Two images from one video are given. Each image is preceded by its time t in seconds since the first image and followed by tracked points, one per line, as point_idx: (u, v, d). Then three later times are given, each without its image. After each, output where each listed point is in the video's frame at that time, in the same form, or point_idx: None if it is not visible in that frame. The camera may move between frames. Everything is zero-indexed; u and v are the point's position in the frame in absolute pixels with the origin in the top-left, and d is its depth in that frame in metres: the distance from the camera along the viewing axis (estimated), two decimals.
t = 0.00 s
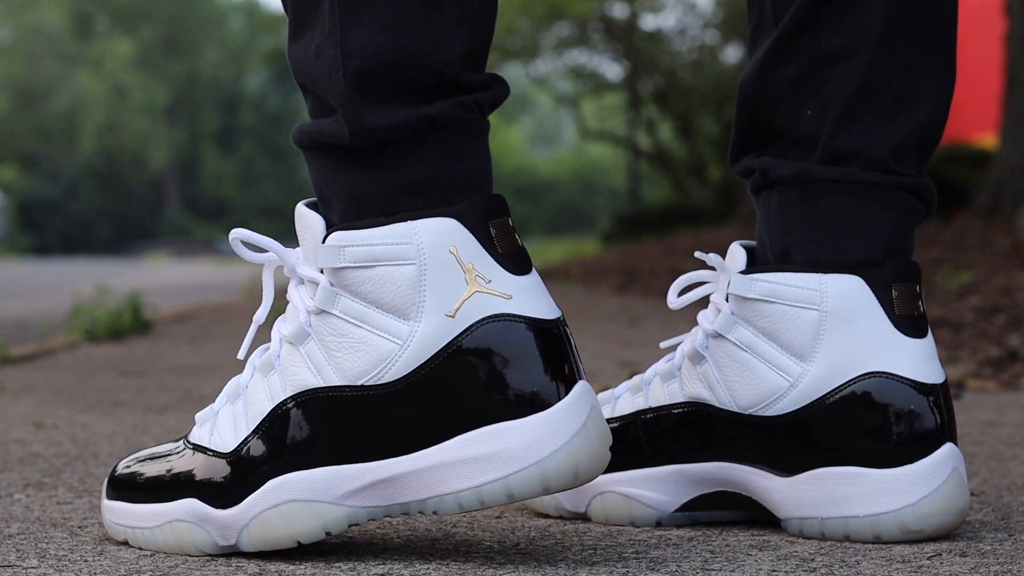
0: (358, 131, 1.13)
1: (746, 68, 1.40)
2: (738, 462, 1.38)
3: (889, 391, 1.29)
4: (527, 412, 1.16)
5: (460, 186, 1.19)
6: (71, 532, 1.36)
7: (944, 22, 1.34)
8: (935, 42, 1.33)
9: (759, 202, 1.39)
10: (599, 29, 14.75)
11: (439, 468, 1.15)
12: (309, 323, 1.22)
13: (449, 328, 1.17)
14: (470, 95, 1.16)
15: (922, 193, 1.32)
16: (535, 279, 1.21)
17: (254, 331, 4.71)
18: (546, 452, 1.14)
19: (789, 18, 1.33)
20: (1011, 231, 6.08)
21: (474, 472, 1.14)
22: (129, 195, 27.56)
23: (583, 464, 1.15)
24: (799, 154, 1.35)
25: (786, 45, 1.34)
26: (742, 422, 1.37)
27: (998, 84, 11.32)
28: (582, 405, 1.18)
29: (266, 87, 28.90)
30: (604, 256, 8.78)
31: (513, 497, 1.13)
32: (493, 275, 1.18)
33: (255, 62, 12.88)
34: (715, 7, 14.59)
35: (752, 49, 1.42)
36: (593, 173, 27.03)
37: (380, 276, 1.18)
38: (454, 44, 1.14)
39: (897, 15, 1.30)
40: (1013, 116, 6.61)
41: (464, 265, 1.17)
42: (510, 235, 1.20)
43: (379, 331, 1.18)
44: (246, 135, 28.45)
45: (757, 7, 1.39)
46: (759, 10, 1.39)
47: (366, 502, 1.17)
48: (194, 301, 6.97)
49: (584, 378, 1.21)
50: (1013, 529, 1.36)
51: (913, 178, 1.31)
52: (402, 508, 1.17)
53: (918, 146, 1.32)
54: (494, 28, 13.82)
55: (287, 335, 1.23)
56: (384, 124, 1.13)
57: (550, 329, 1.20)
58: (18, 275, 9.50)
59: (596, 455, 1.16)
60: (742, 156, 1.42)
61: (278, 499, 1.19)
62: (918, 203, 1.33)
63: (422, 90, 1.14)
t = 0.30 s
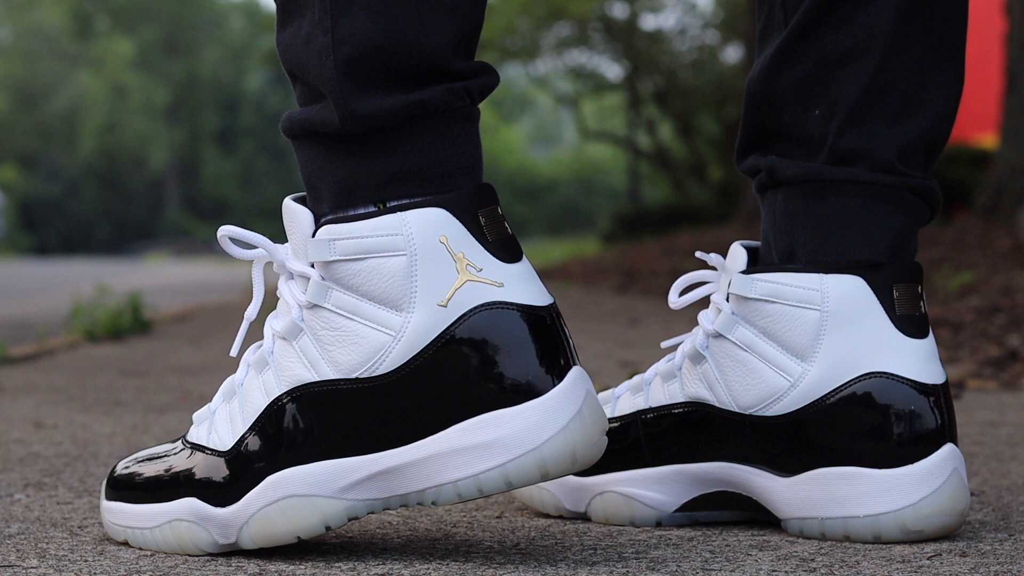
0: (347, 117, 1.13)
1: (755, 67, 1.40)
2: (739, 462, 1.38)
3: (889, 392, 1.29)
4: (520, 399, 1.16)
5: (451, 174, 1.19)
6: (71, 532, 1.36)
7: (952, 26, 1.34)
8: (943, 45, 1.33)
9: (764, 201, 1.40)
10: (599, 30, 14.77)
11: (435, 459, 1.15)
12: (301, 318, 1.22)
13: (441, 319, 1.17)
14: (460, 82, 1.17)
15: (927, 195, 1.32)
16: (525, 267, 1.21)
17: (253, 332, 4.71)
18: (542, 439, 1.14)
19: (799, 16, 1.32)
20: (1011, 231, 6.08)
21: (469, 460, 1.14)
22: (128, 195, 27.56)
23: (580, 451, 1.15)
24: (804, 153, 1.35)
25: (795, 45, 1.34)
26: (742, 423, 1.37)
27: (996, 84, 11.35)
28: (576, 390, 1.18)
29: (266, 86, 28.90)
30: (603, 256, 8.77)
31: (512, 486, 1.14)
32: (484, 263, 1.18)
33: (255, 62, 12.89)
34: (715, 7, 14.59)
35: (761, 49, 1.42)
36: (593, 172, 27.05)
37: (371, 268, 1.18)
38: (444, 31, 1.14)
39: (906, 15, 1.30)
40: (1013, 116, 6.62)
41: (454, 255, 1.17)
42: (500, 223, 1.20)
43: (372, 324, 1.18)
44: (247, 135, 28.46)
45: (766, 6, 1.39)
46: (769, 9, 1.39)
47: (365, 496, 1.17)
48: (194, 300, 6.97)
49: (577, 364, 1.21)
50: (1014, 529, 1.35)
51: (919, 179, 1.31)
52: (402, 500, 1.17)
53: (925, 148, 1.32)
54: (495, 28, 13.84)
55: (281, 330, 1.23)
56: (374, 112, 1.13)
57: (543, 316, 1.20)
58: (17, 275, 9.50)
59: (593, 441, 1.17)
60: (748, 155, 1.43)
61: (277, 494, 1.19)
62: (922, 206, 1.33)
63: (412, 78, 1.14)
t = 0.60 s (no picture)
0: (340, 106, 1.13)
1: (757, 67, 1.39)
2: (739, 461, 1.38)
3: (889, 391, 1.29)
4: (512, 394, 1.16)
5: (444, 168, 1.19)
6: (70, 532, 1.36)
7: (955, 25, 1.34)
8: (945, 46, 1.33)
9: (765, 201, 1.39)
10: (599, 30, 14.78)
11: (429, 454, 1.15)
12: (295, 315, 1.22)
13: (432, 315, 1.17)
14: (451, 73, 1.16)
15: (928, 194, 1.32)
16: (517, 260, 1.21)
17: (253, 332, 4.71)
18: (534, 435, 1.14)
19: (802, 15, 1.32)
20: (1011, 231, 6.08)
21: (463, 455, 1.14)
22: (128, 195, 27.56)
23: (575, 445, 1.16)
24: (805, 152, 1.35)
25: (796, 44, 1.34)
26: (742, 423, 1.37)
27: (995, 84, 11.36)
28: (570, 384, 1.18)
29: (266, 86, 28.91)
30: (603, 256, 8.78)
31: (506, 482, 1.14)
32: (477, 257, 1.18)
33: (255, 62, 12.90)
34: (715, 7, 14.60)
35: (764, 49, 1.42)
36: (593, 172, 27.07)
37: (364, 264, 1.18)
38: (435, 24, 1.13)
39: (909, 17, 1.30)
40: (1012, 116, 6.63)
41: (447, 249, 1.17)
42: (492, 216, 1.20)
43: (364, 320, 1.18)
44: (247, 135, 28.48)
45: (769, 5, 1.39)
46: (772, 9, 1.39)
47: (360, 493, 1.17)
48: (194, 301, 6.97)
49: (570, 356, 1.22)
50: (1014, 529, 1.35)
51: (920, 179, 1.31)
52: (397, 497, 1.17)
53: (926, 148, 1.32)
54: (494, 27, 13.85)
55: (275, 326, 1.23)
56: (365, 102, 1.13)
57: (537, 311, 1.20)
58: (17, 275, 9.50)
59: (588, 436, 1.17)
60: (749, 155, 1.42)
61: (273, 491, 1.19)
62: (923, 205, 1.33)
63: (401, 69, 1.14)
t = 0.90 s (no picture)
0: (333, 120, 1.12)
1: (752, 69, 1.39)
2: (738, 461, 1.38)
3: (890, 391, 1.29)
4: (486, 425, 1.11)
5: (438, 189, 1.16)
6: (71, 532, 1.36)
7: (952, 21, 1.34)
8: (944, 45, 1.33)
9: (763, 202, 1.39)
10: (599, 30, 14.79)
11: (396, 481, 1.12)
12: (291, 327, 1.22)
13: (411, 338, 1.14)
14: (451, 91, 1.13)
15: (927, 195, 1.33)
16: (514, 291, 1.17)
17: (252, 332, 4.72)
18: (500, 469, 1.09)
19: (797, 17, 1.32)
20: (1011, 231, 6.08)
21: (427, 485, 1.11)
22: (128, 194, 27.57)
23: (540, 487, 1.09)
24: (804, 152, 1.35)
25: (793, 44, 1.34)
26: (741, 422, 1.37)
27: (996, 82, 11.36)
28: (545, 424, 1.12)
29: (266, 86, 28.92)
30: (603, 256, 8.78)
31: (465, 517, 1.10)
32: (462, 284, 1.14)
33: (256, 62, 12.92)
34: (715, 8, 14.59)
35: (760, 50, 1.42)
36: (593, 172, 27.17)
37: (351, 281, 1.16)
38: (436, 35, 1.11)
39: (907, 17, 1.31)
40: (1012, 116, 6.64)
41: (433, 273, 1.13)
42: (491, 243, 1.16)
43: (348, 338, 1.17)
44: (247, 135, 28.49)
45: (766, 6, 1.39)
46: (769, 9, 1.38)
47: (331, 512, 1.16)
48: (194, 301, 6.98)
49: (552, 397, 1.16)
50: (1014, 529, 1.36)
51: (918, 179, 1.31)
52: (365, 519, 1.15)
53: (926, 147, 1.32)
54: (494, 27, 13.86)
55: (270, 335, 1.23)
56: (358, 114, 1.11)
57: (522, 346, 1.15)
58: (17, 275, 9.51)
59: (558, 478, 1.11)
60: (747, 155, 1.42)
61: (251, 501, 1.20)
62: (922, 205, 1.33)
63: (393, 82, 1.12)
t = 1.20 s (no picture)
0: (377, 169, 1.11)
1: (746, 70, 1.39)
2: (739, 460, 1.38)
3: (890, 391, 1.29)
4: (488, 482, 1.11)
5: (480, 246, 1.15)
6: (71, 532, 1.36)
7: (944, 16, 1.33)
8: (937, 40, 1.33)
9: (759, 202, 1.40)
10: (599, 30, 14.78)
11: (391, 523, 1.13)
12: (308, 349, 1.22)
13: (425, 385, 1.13)
14: (501, 151, 1.11)
15: (922, 193, 1.32)
16: (540, 351, 1.15)
17: (251, 332, 4.72)
18: (485, 534, 1.09)
19: (791, 16, 1.33)
20: (1011, 231, 6.08)
21: (416, 533, 1.11)
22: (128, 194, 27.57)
23: (527, 554, 1.08)
24: (799, 153, 1.35)
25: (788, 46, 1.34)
26: (742, 422, 1.37)
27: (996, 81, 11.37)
28: (542, 492, 1.11)
29: (265, 86, 28.93)
30: (603, 256, 8.78)
31: (449, 570, 1.10)
32: (482, 340, 1.12)
33: (256, 63, 12.92)
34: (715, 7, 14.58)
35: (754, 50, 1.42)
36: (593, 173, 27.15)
37: (373, 318, 1.15)
38: (488, 95, 1.09)
39: (899, 15, 1.31)
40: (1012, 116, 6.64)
41: (454, 325, 1.12)
42: (520, 300, 1.14)
43: (362, 372, 1.16)
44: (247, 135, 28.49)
45: (760, 6, 1.39)
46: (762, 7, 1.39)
47: (320, 539, 1.18)
48: (194, 300, 6.99)
49: (558, 465, 1.14)
50: (1014, 529, 1.35)
51: (914, 177, 1.31)
52: (355, 553, 1.16)
53: (920, 146, 1.32)
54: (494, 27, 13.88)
55: (288, 353, 1.23)
56: (405, 169, 1.10)
57: (536, 411, 1.13)
58: (18, 275, 9.52)
59: (551, 546, 1.09)
60: (744, 156, 1.42)
61: (245, 513, 1.21)
62: (918, 203, 1.33)
63: (448, 137, 1.11)
